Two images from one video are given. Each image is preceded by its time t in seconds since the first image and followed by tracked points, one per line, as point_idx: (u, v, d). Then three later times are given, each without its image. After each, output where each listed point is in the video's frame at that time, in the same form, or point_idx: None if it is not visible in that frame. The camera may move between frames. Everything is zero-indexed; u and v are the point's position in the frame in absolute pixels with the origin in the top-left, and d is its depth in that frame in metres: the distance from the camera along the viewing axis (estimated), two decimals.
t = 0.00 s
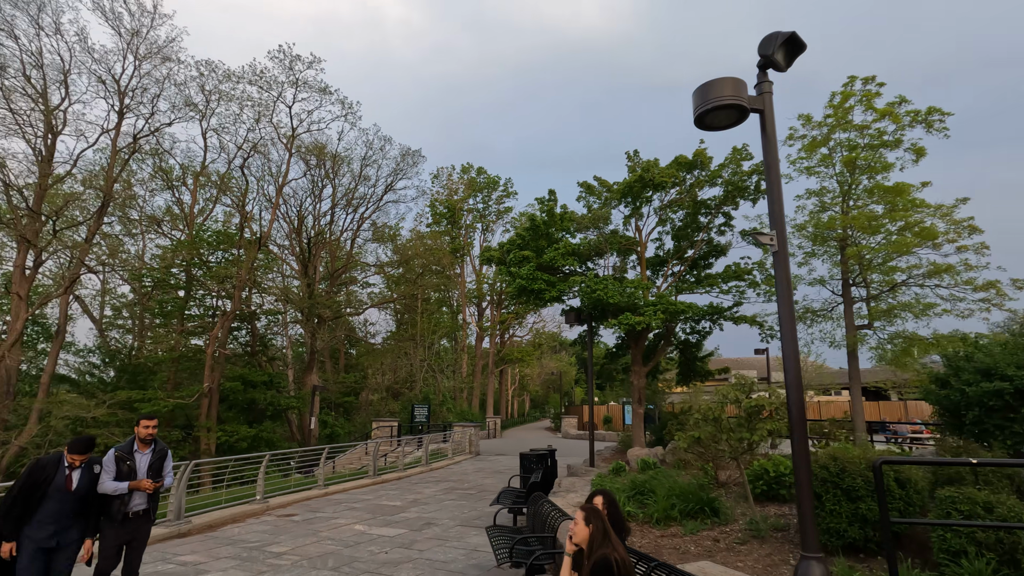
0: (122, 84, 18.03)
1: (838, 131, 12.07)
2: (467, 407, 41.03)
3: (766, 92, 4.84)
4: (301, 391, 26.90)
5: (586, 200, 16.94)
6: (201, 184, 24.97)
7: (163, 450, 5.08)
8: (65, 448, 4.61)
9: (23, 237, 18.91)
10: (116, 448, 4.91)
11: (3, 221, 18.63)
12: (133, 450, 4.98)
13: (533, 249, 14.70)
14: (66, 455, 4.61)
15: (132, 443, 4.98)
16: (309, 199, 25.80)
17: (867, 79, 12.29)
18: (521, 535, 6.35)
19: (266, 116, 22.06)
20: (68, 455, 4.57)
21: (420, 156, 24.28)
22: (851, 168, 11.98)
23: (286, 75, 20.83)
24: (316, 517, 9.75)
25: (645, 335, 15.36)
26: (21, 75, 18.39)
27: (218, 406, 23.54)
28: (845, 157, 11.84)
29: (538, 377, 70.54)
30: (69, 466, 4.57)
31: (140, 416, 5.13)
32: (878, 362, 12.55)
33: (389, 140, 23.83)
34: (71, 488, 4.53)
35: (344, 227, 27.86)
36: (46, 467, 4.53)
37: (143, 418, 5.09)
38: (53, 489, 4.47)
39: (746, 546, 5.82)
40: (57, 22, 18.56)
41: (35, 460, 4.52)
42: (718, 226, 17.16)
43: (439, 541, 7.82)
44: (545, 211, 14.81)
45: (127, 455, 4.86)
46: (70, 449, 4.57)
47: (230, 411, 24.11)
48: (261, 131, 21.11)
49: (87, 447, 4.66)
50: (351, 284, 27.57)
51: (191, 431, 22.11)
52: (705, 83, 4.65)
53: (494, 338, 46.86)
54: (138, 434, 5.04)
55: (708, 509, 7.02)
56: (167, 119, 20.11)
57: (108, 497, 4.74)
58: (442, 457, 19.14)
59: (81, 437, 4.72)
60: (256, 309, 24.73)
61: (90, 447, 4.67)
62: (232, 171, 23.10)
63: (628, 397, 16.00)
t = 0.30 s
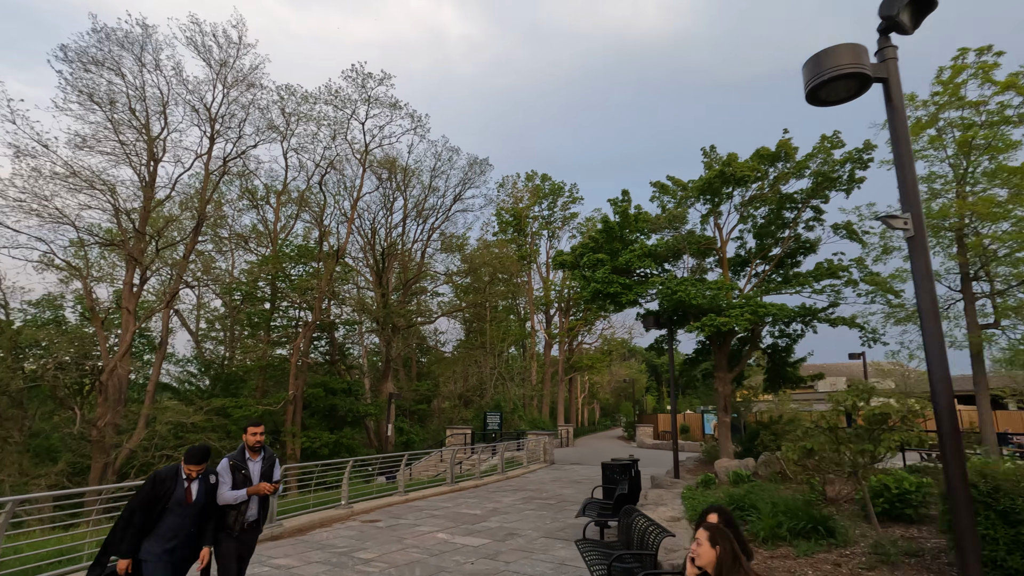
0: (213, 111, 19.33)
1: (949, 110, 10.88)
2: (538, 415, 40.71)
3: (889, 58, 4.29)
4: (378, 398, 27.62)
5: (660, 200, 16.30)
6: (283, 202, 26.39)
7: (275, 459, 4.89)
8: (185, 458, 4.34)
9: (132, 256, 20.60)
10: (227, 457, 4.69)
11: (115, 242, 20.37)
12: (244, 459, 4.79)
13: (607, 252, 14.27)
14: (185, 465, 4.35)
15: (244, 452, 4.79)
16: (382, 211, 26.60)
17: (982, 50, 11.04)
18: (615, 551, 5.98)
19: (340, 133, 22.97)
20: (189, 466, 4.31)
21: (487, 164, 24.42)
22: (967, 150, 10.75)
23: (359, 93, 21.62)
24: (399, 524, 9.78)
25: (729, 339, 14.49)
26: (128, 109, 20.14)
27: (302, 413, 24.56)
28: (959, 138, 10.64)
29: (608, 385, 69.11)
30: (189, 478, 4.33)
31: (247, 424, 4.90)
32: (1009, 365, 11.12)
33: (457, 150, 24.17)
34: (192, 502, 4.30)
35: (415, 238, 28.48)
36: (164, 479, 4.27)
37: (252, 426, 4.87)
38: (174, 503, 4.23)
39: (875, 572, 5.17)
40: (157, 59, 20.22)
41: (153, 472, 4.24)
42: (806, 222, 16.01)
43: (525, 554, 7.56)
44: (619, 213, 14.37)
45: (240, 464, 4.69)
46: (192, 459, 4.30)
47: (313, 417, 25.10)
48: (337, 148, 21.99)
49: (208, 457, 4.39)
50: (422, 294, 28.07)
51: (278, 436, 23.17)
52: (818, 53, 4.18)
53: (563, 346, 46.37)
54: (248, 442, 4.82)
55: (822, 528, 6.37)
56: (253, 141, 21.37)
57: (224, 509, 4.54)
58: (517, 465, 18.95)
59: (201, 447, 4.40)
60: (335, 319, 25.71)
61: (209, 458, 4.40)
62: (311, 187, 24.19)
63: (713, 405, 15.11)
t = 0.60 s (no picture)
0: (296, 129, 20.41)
1: None
2: (613, 421, 39.76)
3: None
4: (454, 403, 27.93)
5: (745, 194, 15.36)
6: (361, 213, 27.39)
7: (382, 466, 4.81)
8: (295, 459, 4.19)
9: (227, 267, 22.03)
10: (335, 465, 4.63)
11: (212, 255, 21.89)
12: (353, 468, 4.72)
13: (690, 251, 13.57)
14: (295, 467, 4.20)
15: (351, 461, 4.72)
16: (454, 218, 26.99)
17: None
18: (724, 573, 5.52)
19: (414, 143, 23.54)
20: (299, 466, 4.16)
21: (558, 166, 24.17)
22: None
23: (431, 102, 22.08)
24: (483, 531, 9.65)
25: (829, 341, 13.35)
26: (222, 131, 21.65)
27: (382, 417, 25.23)
28: None
29: (685, 390, 66.54)
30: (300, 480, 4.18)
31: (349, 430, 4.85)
32: None
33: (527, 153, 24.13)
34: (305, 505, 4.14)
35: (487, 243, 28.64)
36: (276, 483, 4.10)
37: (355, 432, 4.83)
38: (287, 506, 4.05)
39: None
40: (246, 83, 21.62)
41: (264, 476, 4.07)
42: (914, 211, 14.53)
43: (618, 569, 7.18)
44: (701, 209, 13.64)
45: (349, 475, 4.58)
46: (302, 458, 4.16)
47: (393, 421, 25.75)
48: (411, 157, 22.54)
49: (318, 455, 4.25)
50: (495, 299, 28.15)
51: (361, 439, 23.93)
52: (969, 8, 3.61)
53: (638, 350, 45.13)
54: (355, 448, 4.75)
55: (967, 557, 5.62)
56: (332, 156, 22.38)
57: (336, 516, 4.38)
58: (597, 473, 18.44)
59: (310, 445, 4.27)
60: (411, 325, 26.30)
61: (318, 456, 4.26)
62: (388, 197, 24.94)
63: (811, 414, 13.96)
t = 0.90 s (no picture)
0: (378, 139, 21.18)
1: None
2: (701, 426, 37.96)
3: None
4: (535, 406, 27.76)
5: (852, 177, 14.01)
6: (440, 219, 27.98)
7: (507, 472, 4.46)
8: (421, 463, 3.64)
9: (319, 274, 23.21)
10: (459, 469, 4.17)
11: (305, 263, 23.16)
12: (477, 472, 4.38)
13: (791, 241, 12.52)
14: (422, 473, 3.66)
15: (476, 465, 4.38)
16: (532, 220, 26.92)
17: None
18: None
19: (491, 146, 23.69)
20: (426, 472, 3.61)
21: (637, 161, 23.39)
22: None
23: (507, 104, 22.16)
24: (576, 537, 9.31)
25: (961, 336, 11.82)
26: (311, 145, 22.84)
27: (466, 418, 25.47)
28: None
29: (778, 395, 62.46)
30: (427, 489, 3.64)
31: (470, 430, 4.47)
32: None
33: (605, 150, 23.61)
34: (433, 518, 3.60)
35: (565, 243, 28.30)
36: (401, 491, 3.59)
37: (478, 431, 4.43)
38: (415, 520, 3.54)
39: None
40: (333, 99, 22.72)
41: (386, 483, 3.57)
42: None
43: None
44: (801, 195, 12.57)
45: (475, 480, 4.15)
46: (429, 462, 3.59)
47: (476, 423, 25.99)
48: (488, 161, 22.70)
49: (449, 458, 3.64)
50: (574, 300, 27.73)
51: (446, 440, 24.34)
52: None
53: (725, 351, 42.91)
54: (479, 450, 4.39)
55: None
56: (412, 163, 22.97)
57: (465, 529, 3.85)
58: (690, 480, 17.50)
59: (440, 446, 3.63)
60: (492, 327, 26.44)
61: (448, 462, 3.63)
62: (466, 201, 25.27)
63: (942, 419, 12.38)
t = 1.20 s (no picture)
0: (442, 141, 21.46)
1: None
2: (782, 429, 35.81)
3: None
4: (604, 407, 27.12)
5: (959, 154, 12.61)
6: (504, 219, 27.96)
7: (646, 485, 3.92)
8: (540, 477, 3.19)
9: (388, 277, 23.73)
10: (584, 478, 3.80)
11: (375, 267, 23.77)
12: (610, 482, 3.95)
13: (890, 227, 11.40)
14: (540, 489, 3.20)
15: (609, 474, 3.94)
16: (597, 217, 26.35)
17: None
18: None
19: (553, 143, 23.42)
20: (544, 488, 3.11)
21: (708, 150, 22.34)
22: None
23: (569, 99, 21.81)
24: (660, 547, 8.83)
25: None
26: (378, 151, 23.42)
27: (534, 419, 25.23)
28: None
29: (866, 396, 58.16)
30: (546, 511, 3.15)
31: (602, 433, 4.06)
32: None
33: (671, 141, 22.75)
34: (553, 546, 3.11)
35: (632, 240, 27.50)
36: (514, 510, 3.16)
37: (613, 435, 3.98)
38: (531, 548, 3.06)
39: None
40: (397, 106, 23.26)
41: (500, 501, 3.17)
42: None
43: None
44: (900, 177, 11.44)
45: (606, 492, 3.83)
46: (547, 477, 3.08)
47: (544, 424, 25.68)
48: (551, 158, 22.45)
49: (570, 473, 3.11)
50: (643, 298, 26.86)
51: (514, 441, 24.20)
52: None
53: (806, 350, 40.34)
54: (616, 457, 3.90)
55: None
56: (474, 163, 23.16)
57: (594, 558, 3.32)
58: (775, 487, 16.41)
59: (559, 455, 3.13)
60: (558, 327, 26.07)
61: (570, 481, 3.11)
62: (529, 200, 25.07)
63: None
